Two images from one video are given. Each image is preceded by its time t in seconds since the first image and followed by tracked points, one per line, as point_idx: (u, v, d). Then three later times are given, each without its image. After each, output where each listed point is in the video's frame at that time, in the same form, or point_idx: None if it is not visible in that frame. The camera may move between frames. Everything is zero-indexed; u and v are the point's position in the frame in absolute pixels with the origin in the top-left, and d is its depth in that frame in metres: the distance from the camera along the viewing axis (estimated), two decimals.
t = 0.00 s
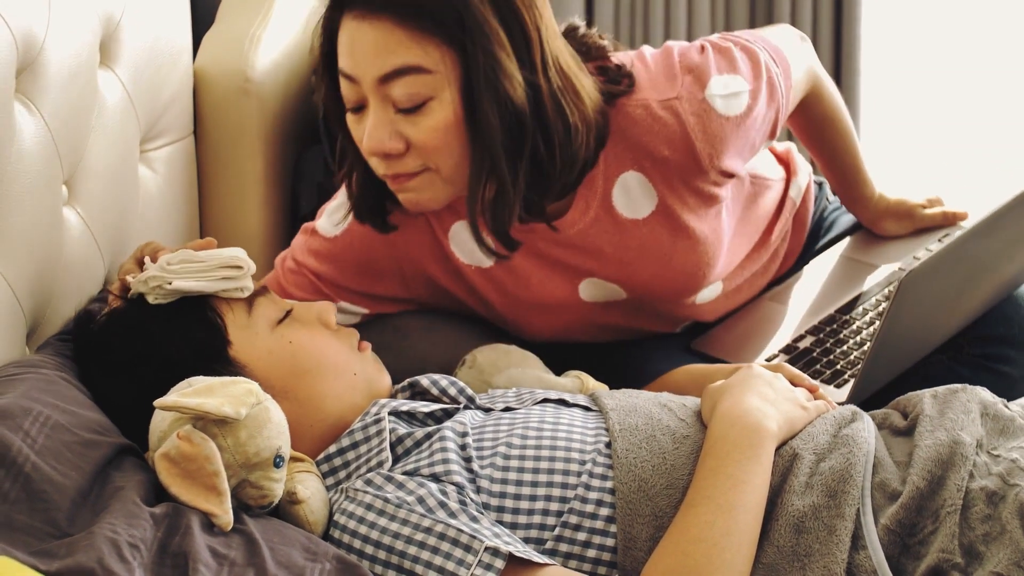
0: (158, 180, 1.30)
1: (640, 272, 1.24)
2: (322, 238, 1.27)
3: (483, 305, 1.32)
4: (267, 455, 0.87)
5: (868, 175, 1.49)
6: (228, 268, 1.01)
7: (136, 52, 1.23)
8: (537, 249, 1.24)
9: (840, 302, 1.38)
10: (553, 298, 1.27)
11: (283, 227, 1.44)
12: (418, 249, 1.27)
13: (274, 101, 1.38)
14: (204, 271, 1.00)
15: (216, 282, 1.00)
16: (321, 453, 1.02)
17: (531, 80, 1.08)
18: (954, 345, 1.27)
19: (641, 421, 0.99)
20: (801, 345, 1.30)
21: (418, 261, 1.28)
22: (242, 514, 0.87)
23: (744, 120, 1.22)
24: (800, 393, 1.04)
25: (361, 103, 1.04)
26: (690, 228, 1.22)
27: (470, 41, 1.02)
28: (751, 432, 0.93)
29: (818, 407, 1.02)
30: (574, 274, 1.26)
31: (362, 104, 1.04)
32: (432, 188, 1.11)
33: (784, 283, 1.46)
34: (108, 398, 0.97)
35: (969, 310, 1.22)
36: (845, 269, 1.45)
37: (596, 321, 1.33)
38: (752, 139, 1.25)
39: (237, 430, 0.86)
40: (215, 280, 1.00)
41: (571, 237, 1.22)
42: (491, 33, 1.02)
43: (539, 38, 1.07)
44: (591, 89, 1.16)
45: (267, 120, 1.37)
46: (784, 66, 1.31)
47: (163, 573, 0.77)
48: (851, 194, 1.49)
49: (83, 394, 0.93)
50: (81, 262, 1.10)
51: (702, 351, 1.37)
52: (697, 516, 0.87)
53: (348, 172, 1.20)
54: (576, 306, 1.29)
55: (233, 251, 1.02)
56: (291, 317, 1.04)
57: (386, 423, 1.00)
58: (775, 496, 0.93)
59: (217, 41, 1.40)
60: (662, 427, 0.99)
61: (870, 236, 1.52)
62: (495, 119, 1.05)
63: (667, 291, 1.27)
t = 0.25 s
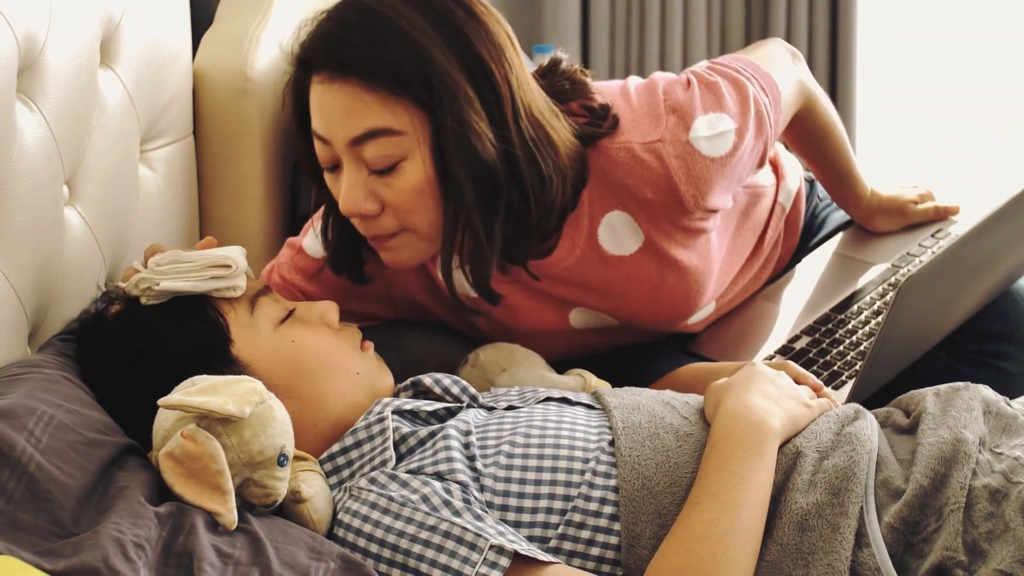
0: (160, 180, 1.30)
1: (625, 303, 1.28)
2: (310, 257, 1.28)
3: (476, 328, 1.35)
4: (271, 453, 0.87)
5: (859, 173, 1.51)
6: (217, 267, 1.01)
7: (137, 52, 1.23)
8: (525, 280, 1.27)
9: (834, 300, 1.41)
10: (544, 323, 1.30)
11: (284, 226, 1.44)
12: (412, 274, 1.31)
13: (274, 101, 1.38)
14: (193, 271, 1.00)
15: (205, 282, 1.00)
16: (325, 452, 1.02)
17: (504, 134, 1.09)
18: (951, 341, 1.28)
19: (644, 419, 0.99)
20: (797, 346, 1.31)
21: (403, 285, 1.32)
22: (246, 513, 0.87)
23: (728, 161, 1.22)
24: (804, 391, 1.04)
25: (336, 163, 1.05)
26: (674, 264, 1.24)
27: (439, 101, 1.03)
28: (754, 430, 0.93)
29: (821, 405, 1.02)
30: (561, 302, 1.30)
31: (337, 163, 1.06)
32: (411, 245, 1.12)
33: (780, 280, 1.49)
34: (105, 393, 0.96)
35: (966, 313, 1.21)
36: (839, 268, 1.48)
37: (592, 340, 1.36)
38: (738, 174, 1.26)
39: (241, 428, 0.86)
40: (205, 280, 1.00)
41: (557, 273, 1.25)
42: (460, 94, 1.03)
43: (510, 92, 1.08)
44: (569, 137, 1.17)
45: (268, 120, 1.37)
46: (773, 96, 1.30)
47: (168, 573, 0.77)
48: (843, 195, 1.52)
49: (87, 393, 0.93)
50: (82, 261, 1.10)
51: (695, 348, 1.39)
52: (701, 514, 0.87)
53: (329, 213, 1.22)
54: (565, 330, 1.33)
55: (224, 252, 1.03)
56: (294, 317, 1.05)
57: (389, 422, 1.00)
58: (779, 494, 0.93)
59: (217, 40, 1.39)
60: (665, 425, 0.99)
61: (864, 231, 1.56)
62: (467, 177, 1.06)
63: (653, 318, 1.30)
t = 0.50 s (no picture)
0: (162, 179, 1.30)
1: (616, 325, 1.28)
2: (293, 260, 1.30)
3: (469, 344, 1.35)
4: (276, 452, 0.87)
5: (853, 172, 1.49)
6: (221, 262, 1.01)
7: (138, 52, 1.23)
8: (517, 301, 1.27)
9: (830, 296, 1.41)
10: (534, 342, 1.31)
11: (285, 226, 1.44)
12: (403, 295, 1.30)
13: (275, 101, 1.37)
14: (196, 266, 1.00)
15: (209, 275, 1.00)
16: (328, 452, 1.02)
17: (483, 172, 1.10)
18: (948, 338, 1.30)
19: (647, 418, 0.99)
20: (794, 344, 1.32)
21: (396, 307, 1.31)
22: (251, 512, 0.87)
23: (717, 192, 1.21)
24: (806, 389, 1.03)
25: (317, 203, 1.07)
26: (664, 291, 1.23)
27: (416, 144, 1.05)
28: (757, 428, 0.93)
29: (824, 403, 1.02)
30: (554, 320, 1.29)
31: (318, 205, 1.08)
32: (398, 281, 1.14)
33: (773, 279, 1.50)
34: (113, 391, 0.96)
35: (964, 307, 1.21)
36: (833, 264, 1.49)
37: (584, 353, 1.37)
38: (728, 203, 1.25)
39: (246, 427, 0.85)
40: (208, 274, 1.00)
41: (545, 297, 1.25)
42: (437, 138, 1.05)
43: (488, 131, 1.09)
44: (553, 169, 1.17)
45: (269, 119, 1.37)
46: (768, 123, 1.29)
47: (173, 572, 0.77)
48: (838, 196, 1.50)
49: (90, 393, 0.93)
50: (83, 261, 1.10)
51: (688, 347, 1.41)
52: (705, 513, 0.87)
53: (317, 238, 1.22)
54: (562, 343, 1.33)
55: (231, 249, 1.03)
56: (298, 317, 1.05)
57: (392, 421, 1.00)
58: (782, 492, 0.93)
59: (216, 40, 1.39)
60: (668, 424, 0.99)
61: (856, 228, 1.56)
62: (445, 219, 1.08)
63: (648, 335, 1.30)
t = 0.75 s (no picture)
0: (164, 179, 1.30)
1: (604, 340, 1.28)
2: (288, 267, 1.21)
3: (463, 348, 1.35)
4: (281, 451, 0.87)
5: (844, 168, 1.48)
6: (223, 256, 1.04)
7: (140, 52, 1.23)
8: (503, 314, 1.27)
9: (824, 293, 1.40)
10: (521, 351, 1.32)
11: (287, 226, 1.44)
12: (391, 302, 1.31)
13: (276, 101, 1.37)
14: (199, 260, 1.03)
15: (212, 271, 1.02)
16: (332, 451, 1.02)
17: (464, 202, 1.10)
18: (946, 333, 1.30)
19: (651, 416, 0.99)
20: (790, 342, 1.31)
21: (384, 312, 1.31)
22: (257, 511, 0.87)
23: (705, 216, 1.22)
24: (810, 387, 1.03)
25: (300, 234, 1.08)
26: (650, 312, 1.24)
27: (396, 178, 1.05)
28: (762, 426, 0.93)
29: (827, 401, 1.02)
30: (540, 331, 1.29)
31: (301, 234, 1.08)
32: (385, 305, 1.15)
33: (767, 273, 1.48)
34: (116, 390, 0.95)
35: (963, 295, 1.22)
36: (826, 256, 1.48)
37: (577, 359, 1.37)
38: (716, 224, 1.25)
39: (252, 425, 0.85)
40: (211, 268, 1.03)
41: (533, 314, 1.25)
42: (416, 173, 1.05)
43: (468, 161, 1.09)
44: (535, 194, 1.17)
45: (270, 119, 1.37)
46: (760, 141, 1.28)
47: (178, 571, 0.77)
48: (829, 191, 1.49)
49: (94, 392, 0.93)
50: (86, 261, 1.10)
51: (685, 350, 1.40)
52: (710, 511, 0.87)
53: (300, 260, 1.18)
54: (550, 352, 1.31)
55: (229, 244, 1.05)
56: (302, 317, 1.05)
57: (397, 420, 1.00)
58: (787, 491, 0.93)
59: (217, 40, 1.39)
60: (672, 422, 0.99)
61: (848, 220, 1.55)
62: (427, 252, 1.08)
63: (635, 349, 1.30)
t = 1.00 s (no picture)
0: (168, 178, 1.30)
1: (598, 350, 1.27)
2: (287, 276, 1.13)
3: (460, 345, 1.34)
4: (288, 448, 0.87)
5: (837, 163, 1.46)
6: (224, 251, 1.04)
7: (143, 52, 1.23)
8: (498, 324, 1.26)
9: (820, 290, 1.40)
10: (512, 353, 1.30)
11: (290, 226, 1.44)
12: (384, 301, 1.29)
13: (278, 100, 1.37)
14: (200, 256, 1.03)
15: (214, 266, 1.03)
16: (338, 450, 1.02)
17: (447, 221, 1.10)
18: (944, 327, 1.30)
19: (656, 414, 0.99)
20: (788, 342, 1.32)
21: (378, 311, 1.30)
22: (263, 509, 0.87)
23: (692, 229, 1.19)
24: (814, 384, 1.03)
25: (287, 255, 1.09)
26: (642, 324, 1.22)
27: (377, 199, 1.05)
28: (767, 423, 0.93)
29: (832, 398, 1.02)
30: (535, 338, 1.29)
31: (289, 257, 1.09)
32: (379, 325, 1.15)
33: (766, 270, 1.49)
34: (122, 389, 0.96)
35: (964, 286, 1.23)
36: (823, 252, 1.47)
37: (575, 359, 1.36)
38: (707, 235, 1.23)
39: (258, 423, 0.86)
40: (212, 262, 1.03)
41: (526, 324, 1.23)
42: (396, 192, 1.05)
43: (450, 179, 1.09)
44: (520, 213, 1.15)
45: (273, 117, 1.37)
46: (748, 149, 1.25)
47: (186, 569, 0.77)
48: (824, 188, 1.47)
49: (100, 391, 0.93)
50: (91, 260, 1.10)
51: (684, 352, 1.41)
52: (716, 508, 0.87)
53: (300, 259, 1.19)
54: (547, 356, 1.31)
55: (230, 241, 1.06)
56: (307, 316, 1.05)
57: (402, 419, 1.00)
58: (792, 488, 0.92)
59: (220, 40, 1.39)
60: (677, 420, 0.99)
61: (843, 213, 1.54)
62: (410, 272, 1.08)
63: (632, 356, 1.29)
